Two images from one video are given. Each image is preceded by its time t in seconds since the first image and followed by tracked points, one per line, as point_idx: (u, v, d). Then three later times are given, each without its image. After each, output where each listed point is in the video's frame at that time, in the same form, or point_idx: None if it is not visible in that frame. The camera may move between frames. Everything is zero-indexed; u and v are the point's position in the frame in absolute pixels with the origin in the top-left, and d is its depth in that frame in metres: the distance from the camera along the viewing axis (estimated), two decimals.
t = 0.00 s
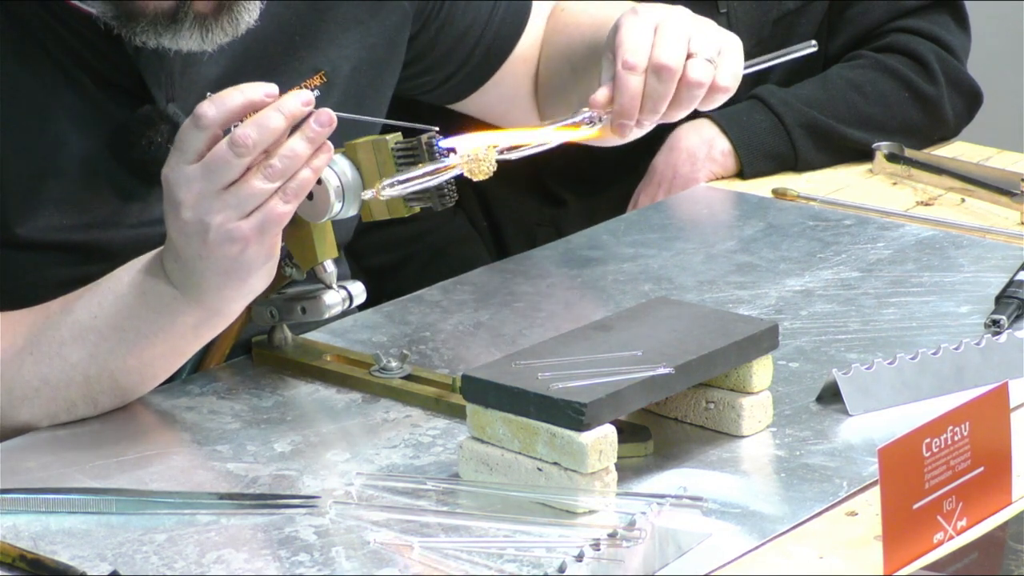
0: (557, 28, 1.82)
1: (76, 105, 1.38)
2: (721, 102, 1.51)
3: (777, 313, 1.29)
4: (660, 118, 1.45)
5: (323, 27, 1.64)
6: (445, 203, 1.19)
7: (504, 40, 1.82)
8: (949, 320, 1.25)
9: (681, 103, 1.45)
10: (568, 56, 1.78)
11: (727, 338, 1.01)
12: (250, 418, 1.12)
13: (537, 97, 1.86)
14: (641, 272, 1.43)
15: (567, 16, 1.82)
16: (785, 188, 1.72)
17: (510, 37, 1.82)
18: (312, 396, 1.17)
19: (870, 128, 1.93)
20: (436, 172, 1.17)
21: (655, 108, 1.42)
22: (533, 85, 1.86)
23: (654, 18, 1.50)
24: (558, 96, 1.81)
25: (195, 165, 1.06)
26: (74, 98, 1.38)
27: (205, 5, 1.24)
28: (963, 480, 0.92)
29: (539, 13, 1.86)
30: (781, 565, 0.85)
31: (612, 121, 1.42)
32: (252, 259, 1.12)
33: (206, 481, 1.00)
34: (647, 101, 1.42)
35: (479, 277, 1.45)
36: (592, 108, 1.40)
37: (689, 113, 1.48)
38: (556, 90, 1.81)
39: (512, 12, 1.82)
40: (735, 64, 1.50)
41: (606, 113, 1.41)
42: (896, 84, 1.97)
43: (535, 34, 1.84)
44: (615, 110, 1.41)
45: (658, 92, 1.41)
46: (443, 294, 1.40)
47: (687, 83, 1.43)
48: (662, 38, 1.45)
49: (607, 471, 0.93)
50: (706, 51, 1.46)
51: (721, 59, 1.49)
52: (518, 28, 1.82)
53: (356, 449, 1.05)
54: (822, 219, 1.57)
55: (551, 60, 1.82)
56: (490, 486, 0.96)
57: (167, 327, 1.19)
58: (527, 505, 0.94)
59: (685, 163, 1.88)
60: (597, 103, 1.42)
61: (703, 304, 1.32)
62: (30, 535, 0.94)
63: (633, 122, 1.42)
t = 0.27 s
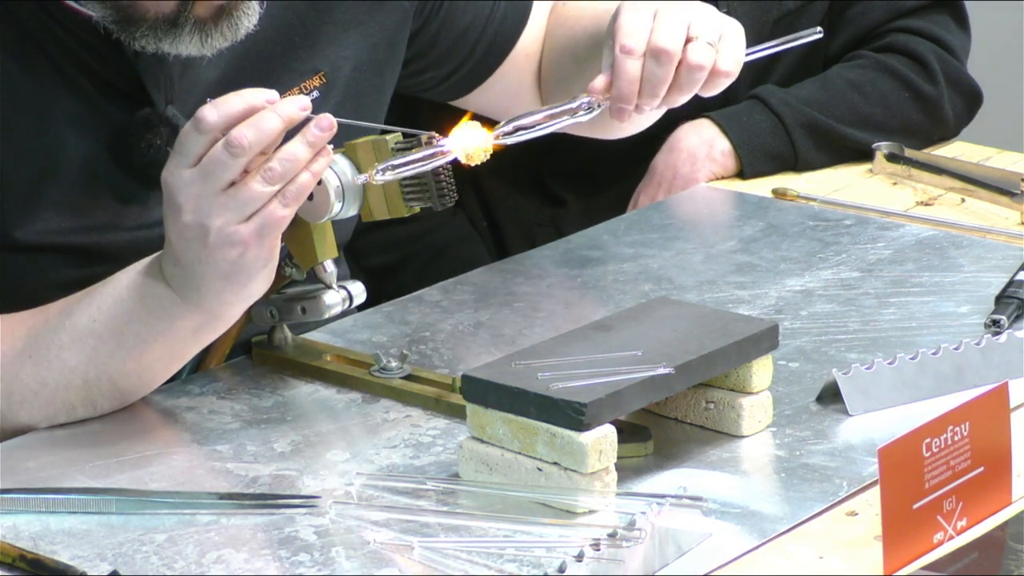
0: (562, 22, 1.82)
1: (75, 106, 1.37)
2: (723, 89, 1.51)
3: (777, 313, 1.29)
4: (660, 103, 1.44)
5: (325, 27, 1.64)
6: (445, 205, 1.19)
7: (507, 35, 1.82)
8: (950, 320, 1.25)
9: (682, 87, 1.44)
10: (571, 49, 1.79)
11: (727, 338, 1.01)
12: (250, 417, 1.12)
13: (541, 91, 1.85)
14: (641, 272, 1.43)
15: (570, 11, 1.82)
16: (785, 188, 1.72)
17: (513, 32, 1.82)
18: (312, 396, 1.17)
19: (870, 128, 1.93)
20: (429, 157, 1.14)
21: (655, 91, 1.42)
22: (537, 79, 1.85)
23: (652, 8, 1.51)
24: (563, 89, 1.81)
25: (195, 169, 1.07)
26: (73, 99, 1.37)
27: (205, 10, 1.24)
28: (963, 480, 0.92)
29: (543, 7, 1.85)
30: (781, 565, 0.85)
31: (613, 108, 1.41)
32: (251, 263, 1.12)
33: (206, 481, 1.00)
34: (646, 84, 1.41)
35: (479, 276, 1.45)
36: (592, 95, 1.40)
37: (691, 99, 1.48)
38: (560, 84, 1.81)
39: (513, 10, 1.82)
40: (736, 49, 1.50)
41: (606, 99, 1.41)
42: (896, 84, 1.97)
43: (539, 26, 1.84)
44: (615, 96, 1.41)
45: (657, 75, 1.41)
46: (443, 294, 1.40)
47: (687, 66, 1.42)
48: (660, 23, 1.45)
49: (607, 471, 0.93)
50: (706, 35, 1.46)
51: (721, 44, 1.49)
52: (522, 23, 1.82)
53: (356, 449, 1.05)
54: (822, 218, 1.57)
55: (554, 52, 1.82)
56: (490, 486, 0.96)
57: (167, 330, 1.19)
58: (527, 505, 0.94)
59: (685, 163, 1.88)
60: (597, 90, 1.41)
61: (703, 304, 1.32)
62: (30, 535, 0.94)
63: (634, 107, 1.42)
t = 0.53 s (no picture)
0: (565, 17, 1.82)
1: (73, 106, 1.37)
2: (730, 83, 1.51)
3: (777, 313, 1.29)
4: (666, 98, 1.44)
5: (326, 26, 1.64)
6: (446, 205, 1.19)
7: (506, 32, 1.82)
8: (950, 320, 1.25)
9: (688, 81, 1.44)
10: (575, 44, 1.80)
11: (727, 338, 1.01)
12: (250, 418, 1.12)
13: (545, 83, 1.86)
14: (641, 272, 1.43)
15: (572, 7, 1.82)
16: (785, 188, 1.72)
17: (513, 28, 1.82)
18: (312, 396, 1.17)
19: (870, 128, 1.93)
20: (431, 159, 1.13)
21: (660, 86, 1.42)
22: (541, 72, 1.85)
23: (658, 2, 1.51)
24: (565, 84, 1.82)
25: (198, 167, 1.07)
26: (72, 100, 1.37)
27: (200, 13, 1.24)
28: (963, 480, 0.92)
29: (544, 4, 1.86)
30: (781, 565, 0.85)
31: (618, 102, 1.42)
32: (252, 262, 1.12)
33: (206, 481, 1.00)
34: (651, 80, 1.42)
35: (479, 276, 1.45)
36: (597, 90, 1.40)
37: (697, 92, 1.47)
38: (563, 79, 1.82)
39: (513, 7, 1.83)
40: (743, 42, 1.50)
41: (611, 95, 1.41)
42: (896, 84, 1.97)
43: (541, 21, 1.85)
44: (620, 91, 1.41)
45: (662, 71, 1.41)
46: (443, 294, 1.40)
47: (693, 60, 1.42)
48: (666, 18, 1.45)
49: (607, 471, 0.93)
50: (713, 28, 1.46)
51: (728, 38, 1.49)
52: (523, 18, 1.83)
53: (356, 449, 1.05)
54: (822, 219, 1.57)
55: (559, 47, 1.82)
56: (491, 486, 0.96)
57: (168, 330, 1.19)
58: (527, 505, 0.94)
59: (685, 163, 1.88)
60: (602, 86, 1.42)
61: (703, 304, 1.32)
62: (30, 535, 0.94)
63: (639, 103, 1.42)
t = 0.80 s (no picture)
0: (569, 14, 1.83)
1: (72, 105, 1.37)
2: (735, 86, 1.51)
3: (777, 313, 1.29)
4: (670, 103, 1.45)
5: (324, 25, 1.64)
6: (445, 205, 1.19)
7: (507, 29, 1.82)
8: (950, 320, 1.25)
9: (692, 87, 1.44)
10: (581, 38, 1.81)
11: (727, 338, 1.01)
12: (250, 418, 1.12)
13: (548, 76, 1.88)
14: (641, 272, 1.43)
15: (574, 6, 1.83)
16: (785, 187, 1.72)
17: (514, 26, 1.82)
18: (312, 396, 1.17)
19: (870, 128, 1.93)
20: (433, 164, 1.15)
21: (664, 91, 1.42)
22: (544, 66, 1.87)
23: (665, 4, 1.51)
24: (574, 77, 1.83)
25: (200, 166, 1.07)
26: (70, 99, 1.37)
27: (196, 14, 1.24)
28: (963, 479, 0.92)
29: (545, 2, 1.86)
30: (781, 565, 0.85)
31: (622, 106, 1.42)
32: (252, 264, 1.12)
33: (206, 481, 1.00)
34: (656, 86, 1.42)
35: (479, 277, 1.45)
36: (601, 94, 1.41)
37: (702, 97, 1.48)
38: (567, 74, 1.84)
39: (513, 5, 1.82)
40: (750, 45, 1.50)
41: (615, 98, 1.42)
42: (896, 84, 1.97)
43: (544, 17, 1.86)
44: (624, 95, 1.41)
45: (666, 77, 1.41)
46: (443, 294, 1.40)
47: (697, 67, 1.43)
48: (671, 23, 1.45)
49: (607, 471, 0.93)
50: (719, 34, 1.46)
51: (734, 42, 1.49)
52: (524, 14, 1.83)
53: (356, 449, 1.05)
54: (822, 219, 1.57)
55: (562, 43, 1.84)
56: (490, 486, 0.96)
57: (168, 330, 1.19)
58: (527, 505, 0.94)
59: (685, 163, 1.88)
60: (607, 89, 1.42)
61: (703, 304, 1.32)
62: (30, 535, 0.94)
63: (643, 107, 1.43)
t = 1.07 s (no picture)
0: (569, 14, 1.84)
1: (71, 105, 1.37)
2: (733, 90, 1.51)
3: (777, 313, 1.29)
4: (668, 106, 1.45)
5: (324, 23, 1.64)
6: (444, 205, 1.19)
7: (506, 29, 1.82)
8: (950, 320, 1.25)
9: (690, 91, 1.45)
10: (582, 40, 1.81)
11: (727, 338, 1.01)
12: (250, 418, 1.12)
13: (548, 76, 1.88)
14: (641, 272, 1.43)
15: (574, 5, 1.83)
16: (785, 187, 1.72)
17: (513, 26, 1.82)
18: (312, 396, 1.17)
19: (870, 128, 1.93)
20: (432, 171, 1.15)
21: (665, 95, 1.42)
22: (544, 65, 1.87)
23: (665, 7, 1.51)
24: (574, 79, 1.83)
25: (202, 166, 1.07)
26: (69, 99, 1.37)
27: (192, 18, 1.24)
28: (963, 479, 0.92)
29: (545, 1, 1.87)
30: (781, 565, 0.85)
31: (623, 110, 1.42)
32: (251, 264, 1.12)
33: (206, 481, 1.00)
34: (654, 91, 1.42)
35: (479, 276, 1.45)
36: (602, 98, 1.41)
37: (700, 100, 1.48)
38: (567, 77, 1.84)
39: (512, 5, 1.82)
40: (749, 48, 1.50)
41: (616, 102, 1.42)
42: (896, 84, 1.97)
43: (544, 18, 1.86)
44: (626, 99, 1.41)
45: (668, 81, 1.41)
46: (443, 294, 1.40)
47: (696, 71, 1.43)
48: (671, 27, 1.45)
49: (607, 471, 0.93)
50: (718, 38, 1.46)
51: (733, 46, 1.49)
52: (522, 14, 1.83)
53: (356, 449, 1.05)
54: (822, 219, 1.57)
55: (563, 43, 1.84)
56: (490, 486, 0.96)
57: (168, 330, 1.19)
58: (527, 505, 0.94)
59: (685, 163, 1.88)
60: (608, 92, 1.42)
61: (703, 304, 1.32)
62: (30, 535, 0.94)
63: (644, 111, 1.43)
